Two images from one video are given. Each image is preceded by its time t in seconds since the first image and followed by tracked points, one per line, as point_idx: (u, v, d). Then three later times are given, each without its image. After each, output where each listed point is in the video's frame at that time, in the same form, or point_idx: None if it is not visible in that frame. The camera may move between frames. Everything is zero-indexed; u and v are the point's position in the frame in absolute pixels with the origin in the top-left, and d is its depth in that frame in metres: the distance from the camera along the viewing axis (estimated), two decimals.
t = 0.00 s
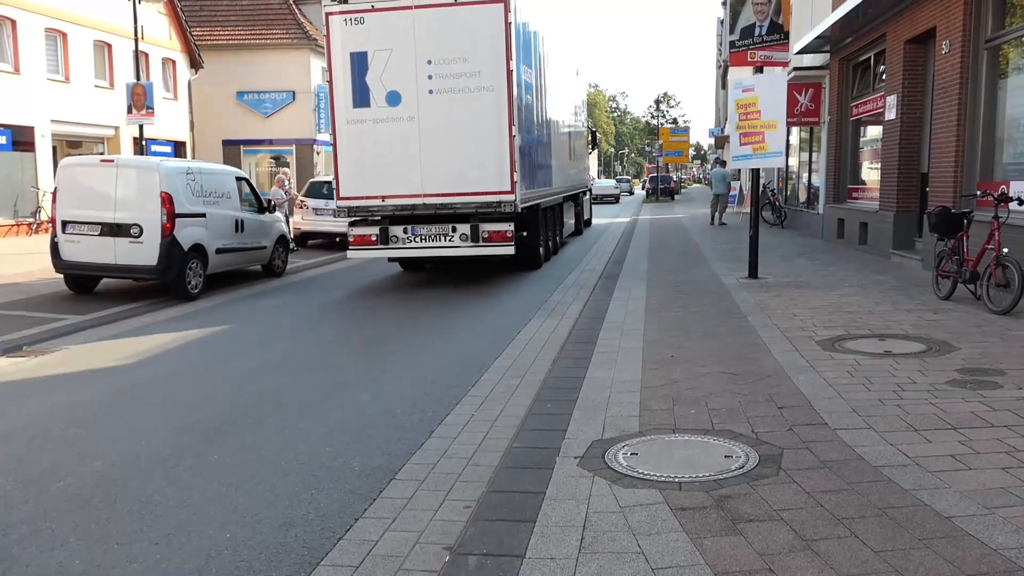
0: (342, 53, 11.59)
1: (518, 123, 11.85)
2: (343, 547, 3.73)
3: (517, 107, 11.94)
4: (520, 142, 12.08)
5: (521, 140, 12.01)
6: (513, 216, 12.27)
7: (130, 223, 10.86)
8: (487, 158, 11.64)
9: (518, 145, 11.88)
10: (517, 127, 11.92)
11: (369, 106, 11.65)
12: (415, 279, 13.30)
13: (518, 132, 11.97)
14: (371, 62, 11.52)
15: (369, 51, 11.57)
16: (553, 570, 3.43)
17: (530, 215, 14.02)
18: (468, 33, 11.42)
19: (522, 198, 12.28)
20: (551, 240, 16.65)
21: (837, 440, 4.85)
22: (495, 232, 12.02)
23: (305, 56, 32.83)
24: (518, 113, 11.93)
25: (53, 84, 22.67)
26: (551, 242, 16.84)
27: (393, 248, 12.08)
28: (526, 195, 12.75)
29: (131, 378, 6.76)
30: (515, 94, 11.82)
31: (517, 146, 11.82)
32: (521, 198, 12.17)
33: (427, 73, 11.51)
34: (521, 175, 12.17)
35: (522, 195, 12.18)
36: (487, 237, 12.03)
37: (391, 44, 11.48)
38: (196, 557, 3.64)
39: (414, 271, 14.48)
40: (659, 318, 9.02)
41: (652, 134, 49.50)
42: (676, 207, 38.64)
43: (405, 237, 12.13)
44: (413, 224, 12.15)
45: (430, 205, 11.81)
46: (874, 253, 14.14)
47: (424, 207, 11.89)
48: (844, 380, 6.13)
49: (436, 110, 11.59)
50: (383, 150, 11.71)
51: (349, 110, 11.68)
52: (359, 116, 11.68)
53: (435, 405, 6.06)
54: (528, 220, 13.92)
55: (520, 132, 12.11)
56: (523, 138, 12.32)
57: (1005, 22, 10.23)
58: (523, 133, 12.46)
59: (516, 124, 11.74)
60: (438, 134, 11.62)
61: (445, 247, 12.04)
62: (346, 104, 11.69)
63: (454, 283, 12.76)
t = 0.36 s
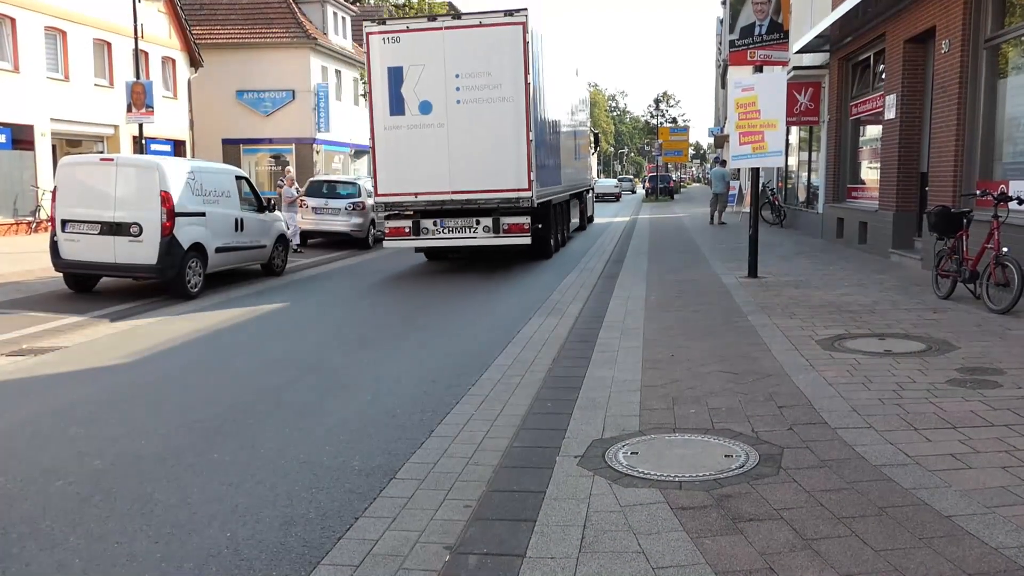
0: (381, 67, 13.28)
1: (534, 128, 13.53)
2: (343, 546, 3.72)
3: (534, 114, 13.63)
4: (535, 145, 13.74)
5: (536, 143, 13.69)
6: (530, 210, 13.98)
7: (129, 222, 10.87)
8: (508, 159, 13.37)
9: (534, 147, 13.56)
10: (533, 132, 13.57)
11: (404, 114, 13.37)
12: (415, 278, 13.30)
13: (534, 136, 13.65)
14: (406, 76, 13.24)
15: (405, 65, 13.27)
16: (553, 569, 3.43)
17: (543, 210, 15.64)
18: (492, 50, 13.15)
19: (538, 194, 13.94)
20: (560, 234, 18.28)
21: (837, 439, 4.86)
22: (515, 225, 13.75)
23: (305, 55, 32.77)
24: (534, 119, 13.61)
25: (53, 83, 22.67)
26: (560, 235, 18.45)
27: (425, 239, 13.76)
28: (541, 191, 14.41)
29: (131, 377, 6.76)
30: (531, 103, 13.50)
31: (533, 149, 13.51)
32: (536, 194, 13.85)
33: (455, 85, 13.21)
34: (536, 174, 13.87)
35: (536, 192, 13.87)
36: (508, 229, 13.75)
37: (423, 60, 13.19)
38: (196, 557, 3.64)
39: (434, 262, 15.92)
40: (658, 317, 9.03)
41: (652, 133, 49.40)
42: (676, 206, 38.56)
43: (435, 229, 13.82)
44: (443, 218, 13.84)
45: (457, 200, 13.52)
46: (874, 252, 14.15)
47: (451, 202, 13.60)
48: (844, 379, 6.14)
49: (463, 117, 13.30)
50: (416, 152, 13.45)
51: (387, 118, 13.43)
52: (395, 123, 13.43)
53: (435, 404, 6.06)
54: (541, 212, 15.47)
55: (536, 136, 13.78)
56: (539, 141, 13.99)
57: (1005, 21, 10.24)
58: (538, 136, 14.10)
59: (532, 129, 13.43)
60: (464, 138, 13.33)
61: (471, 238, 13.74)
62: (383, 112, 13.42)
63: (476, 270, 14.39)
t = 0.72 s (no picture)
0: (410, 81, 15.05)
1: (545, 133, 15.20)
2: (343, 546, 3.72)
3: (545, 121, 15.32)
4: (546, 148, 15.36)
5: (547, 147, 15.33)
6: (544, 206, 15.64)
7: (129, 222, 10.87)
8: (522, 160, 15.00)
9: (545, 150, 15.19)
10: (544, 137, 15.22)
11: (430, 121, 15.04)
12: (415, 278, 13.28)
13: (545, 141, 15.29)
14: (432, 88, 14.97)
15: (431, 78, 15.02)
16: (552, 570, 3.42)
17: (552, 207, 17.22)
18: (507, 64, 14.84)
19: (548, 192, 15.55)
20: (567, 230, 19.82)
21: (836, 440, 4.86)
22: (528, 220, 15.43)
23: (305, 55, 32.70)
24: (545, 126, 15.28)
25: (52, 83, 22.67)
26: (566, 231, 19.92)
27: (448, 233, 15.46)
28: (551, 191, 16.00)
29: (130, 376, 6.76)
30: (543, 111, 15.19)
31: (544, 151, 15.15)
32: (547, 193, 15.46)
33: (475, 95, 14.90)
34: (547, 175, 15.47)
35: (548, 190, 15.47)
36: (523, 223, 15.43)
37: (447, 73, 14.89)
38: (194, 557, 3.63)
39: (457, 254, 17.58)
40: (658, 318, 9.03)
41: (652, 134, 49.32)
42: (676, 207, 38.50)
43: (457, 223, 15.56)
44: (464, 214, 15.57)
45: (477, 197, 15.15)
46: (873, 252, 14.16)
47: (473, 199, 15.26)
48: (843, 380, 6.14)
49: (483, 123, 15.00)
50: (441, 155, 15.14)
51: (416, 124, 15.12)
52: (422, 129, 15.12)
53: (435, 404, 6.06)
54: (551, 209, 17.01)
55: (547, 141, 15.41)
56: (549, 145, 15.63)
57: (1005, 22, 10.24)
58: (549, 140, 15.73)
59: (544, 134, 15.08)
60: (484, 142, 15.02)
61: (490, 232, 15.45)
62: (412, 120, 15.17)
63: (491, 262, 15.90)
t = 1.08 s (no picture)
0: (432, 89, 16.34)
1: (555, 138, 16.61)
2: (340, 546, 3.71)
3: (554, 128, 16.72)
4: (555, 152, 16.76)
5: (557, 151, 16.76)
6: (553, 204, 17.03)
7: (127, 221, 10.86)
8: (534, 162, 16.38)
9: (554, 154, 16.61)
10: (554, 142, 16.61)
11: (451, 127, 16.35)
12: (414, 278, 13.28)
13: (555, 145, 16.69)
14: (453, 96, 16.26)
15: (452, 87, 16.32)
16: (550, 570, 3.42)
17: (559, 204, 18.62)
18: (522, 76, 16.21)
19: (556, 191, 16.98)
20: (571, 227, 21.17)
21: (835, 440, 4.86)
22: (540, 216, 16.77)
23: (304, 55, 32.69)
24: (555, 132, 16.67)
25: (50, 82, 22.66)
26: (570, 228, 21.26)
27: (466, 228, 16.71)
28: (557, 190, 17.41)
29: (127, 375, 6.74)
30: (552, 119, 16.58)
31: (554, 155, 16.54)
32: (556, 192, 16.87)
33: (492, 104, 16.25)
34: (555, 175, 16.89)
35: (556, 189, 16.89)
36: (534, 218, 16.73)
37: (467, 83, 16.20)
38: (191, 557, 3.61)
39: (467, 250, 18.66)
40: (656, 318, 9.03)
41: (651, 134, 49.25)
42: (674, 208, 38.43)
43: (474, 219, 16.80)
44: (481, 210, 16.82)
45: (493, 195, 16.51)
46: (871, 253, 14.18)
47: (489, 196, 16.64)
48: (841, 381, 6.14)
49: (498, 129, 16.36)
50: (460, 157, 16.47)
51: (437, 129, 16.42)
52: (444, 133, 16.42)
53: (433, 404, 6.05)
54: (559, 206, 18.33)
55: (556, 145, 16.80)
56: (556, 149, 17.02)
57: (1004, 23, 10.23)
58: (557, 144, 17.14)
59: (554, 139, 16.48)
60: (499, 146, 16.38)
61: (504, 226, 16.71)
62: (433, 125, 16.47)
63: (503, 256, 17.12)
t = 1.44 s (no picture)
0: (451, 96, 17.97)
1: (562, 141, 18.20)
2: (339, 546, 3.70)
3: (561, 131, 18.29)
4: (562, 153, 18.33)
5: (563, 152, 18.34)
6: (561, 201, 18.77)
7: (126, 219, 10.86)
8: (544, 163, 18.01)
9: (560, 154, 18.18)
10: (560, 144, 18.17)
11: (468, 131, 18.01)
12: (413, 277, 13.27)
13: (561, 147, 18.24)
14: (470, 103, 17.90)
15: (469, 95, 17.92)
16: (550, 570, 3.41)
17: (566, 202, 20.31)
18: (533, 86, 17.81)
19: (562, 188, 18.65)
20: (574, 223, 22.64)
21: (834, 440, 4.85)
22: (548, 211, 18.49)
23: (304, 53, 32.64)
24: (561, 134, 18.25)
25: (50, 80, 22.62)
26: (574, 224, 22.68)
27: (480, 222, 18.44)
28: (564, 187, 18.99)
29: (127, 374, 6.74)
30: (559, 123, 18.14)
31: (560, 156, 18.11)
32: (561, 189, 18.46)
33: (505, 110, 17.88)
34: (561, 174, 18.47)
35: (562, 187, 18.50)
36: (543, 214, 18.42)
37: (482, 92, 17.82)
38: (189, 557, 3.60)
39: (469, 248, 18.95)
40: (655, 318, 9.04)
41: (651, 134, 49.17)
42: (674, 207, 38.39)
43: (488, 214, 18.54)
44: (495, 206, 18.56)
45: (505, 192, 18.27)
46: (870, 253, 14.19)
47: (502, 193, 18.40)
48: (840, 381, 6.13)
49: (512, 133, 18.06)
50: (475, 159, 18.15)
51: (455, 133, 18.12)
52: (461, 137, 18.10)
53: (432, 404, 6.04)
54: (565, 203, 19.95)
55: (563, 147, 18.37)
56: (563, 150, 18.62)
57: (1004, 24, 10.23)
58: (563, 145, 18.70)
59: (560, 142, 18.06)
60: (512, 149, 18.10)
61: (515, 221, 18.44)
62: (452, 128, 18.15)
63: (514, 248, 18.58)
